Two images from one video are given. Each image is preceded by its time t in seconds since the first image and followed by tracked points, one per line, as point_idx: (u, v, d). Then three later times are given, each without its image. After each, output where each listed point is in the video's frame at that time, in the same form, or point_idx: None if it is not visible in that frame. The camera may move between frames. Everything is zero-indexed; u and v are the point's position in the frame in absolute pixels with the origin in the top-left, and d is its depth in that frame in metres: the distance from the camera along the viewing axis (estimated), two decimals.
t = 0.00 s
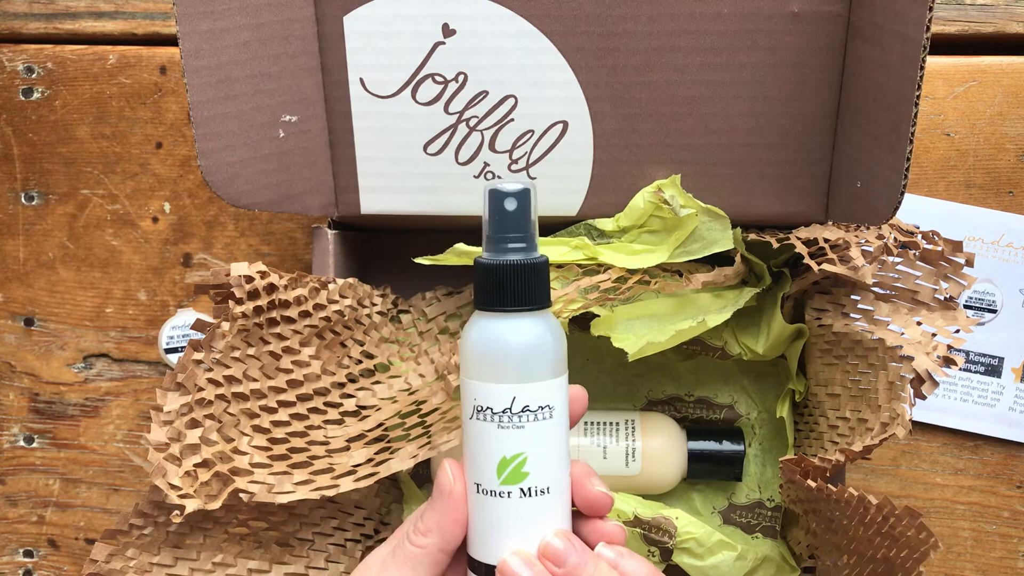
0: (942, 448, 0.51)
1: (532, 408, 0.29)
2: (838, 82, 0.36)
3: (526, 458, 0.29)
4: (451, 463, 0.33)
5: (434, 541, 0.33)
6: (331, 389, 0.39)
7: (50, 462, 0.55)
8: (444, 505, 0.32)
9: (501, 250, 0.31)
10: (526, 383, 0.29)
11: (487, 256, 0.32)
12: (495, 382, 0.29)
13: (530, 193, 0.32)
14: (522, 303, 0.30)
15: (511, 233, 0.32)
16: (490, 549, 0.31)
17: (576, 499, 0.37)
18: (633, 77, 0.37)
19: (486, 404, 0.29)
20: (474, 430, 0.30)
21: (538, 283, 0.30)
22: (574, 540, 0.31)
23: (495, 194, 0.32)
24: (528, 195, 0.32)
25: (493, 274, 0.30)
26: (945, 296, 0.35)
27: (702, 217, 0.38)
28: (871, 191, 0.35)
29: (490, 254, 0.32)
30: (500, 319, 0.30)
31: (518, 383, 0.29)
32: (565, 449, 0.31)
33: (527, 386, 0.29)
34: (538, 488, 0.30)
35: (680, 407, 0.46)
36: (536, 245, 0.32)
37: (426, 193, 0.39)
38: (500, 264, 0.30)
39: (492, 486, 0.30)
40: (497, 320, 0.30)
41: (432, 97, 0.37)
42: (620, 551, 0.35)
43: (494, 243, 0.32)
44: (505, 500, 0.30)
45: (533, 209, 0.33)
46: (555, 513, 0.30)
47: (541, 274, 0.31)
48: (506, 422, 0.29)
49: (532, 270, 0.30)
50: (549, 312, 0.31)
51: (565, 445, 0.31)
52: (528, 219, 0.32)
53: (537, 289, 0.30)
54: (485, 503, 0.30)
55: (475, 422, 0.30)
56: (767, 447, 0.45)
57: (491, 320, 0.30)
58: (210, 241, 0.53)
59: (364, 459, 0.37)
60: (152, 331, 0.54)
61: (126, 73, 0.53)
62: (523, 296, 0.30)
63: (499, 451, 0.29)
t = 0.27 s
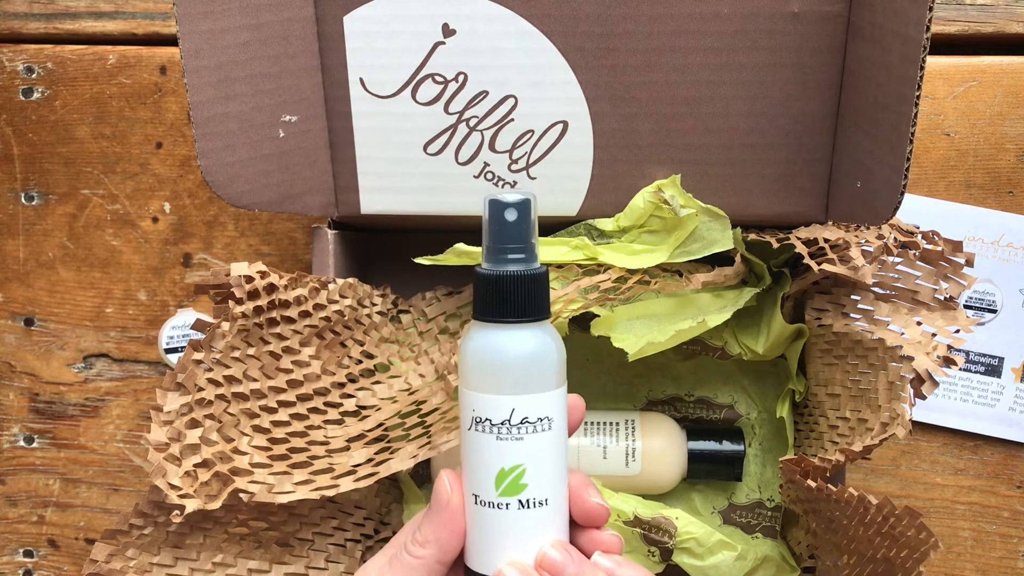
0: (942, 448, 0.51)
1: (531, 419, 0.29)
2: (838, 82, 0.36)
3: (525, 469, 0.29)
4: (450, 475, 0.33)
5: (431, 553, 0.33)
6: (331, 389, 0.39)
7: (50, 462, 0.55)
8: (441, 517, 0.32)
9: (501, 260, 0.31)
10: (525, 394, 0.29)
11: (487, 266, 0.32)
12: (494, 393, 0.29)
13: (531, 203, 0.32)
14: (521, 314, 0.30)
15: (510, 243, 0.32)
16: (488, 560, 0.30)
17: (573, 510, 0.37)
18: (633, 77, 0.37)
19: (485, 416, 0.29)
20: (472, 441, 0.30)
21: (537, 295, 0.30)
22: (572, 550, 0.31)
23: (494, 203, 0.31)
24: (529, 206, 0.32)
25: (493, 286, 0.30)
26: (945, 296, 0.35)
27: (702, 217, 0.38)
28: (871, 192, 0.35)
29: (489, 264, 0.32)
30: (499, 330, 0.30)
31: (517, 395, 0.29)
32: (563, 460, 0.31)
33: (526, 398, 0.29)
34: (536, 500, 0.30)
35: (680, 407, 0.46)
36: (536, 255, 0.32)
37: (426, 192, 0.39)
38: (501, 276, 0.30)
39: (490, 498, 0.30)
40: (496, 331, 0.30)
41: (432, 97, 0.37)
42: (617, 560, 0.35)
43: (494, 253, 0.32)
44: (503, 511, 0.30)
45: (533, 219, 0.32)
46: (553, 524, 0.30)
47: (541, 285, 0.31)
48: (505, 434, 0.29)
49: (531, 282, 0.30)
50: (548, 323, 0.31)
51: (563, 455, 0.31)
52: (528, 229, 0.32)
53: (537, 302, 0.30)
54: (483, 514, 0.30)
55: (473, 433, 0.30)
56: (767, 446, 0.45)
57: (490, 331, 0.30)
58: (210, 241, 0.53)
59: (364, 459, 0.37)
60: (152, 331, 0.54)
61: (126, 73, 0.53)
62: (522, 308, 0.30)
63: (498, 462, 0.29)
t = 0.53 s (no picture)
0: (942, 448, 0.51)
1: (533, 423, 0.29)
2: (838, 82, 0.36)
3: (527, 473, 0.29)
4: (450, 479, 0.33)
5: (432, 556, 0.33)
6: (331, 389, 0.39)
7: (50, 462, 0.55)
8: (443, 520, 0.32)
9: (504, 263, 0.31)
10: (528, 399, 0.29)
11: (490, 270, 0.32)
12: (497, 397, 0.29)
13: (534, 208, 0.32)
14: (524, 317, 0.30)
15: (513, 246, 0.32)
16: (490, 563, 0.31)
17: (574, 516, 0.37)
18: (633, 77, 0.37)
19: (487, 420, 0.29)
20: (475, 445, 0.30)
21: (541, 298, 0.30)
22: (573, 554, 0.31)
23: (499, 206, 0.32)
24: (532, 210, 0.32)
25: (497, 288, 0.30)
26: (945, 296, 0.35)
27: (702, 217, 0.38)
28: (872, 192, 0.35)
29: (492, 267, 0.32)
30: (502, 333, 0.30)
31: (520, 399, 0.29)
32: (565, 464, 0.31)
33: (528, 402, 0.29)
34: (538, 504, 0.30)
35: (680, 407, 0.46)
36: (539, 260, 0.32)
37: (426, 192, 0.39)
38: (504, 278, 0.30)
39: (492, 502, 0.30)
40: (499, 334, 0.30)
41: (432, 97, 0.37)
42: (618, 563, 0.35)
43: (497, 257, 0.32)
44: (505, 515, 0.30)
45: (536, 224, 0.33)
46: (555, 528, 0.30)
47: (543, 288, 0.31)
48: (507, 438, 0.29)
49: (535, 285, 0.30)
50: (551, 329, 0.31)
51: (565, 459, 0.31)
52: (531, 233, 0.32)
53: (540, 305, 0.30)
54: (485, 518, 0.30)
55: (475, 437, 0.30)
56: (767, 446, 0.45)
57: (493, 334, 0.30)
58: (210, 241, 0.53)
59: (364, 459, 0.37)
60: (152, 331, 0.54)
61: (126, 73, 0.53)
62: (526, 311, 0.30)
63: (500, 467, 0.29)
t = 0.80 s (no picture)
0: (942, 448, 0.51)
1: (531, 425, 0.29)
2: (838, 82, 0.36)
3: (524, 475, 0.29)
4: (447, 480, 0.33)
5: (430, 557, 0.33)
6: (331, 389, 0.39)
7: (50, 462, 0.55)
8: (441, 521, 0.32)
9: (501, 264, 0.31)
10: (525, 400, 0.29)
11: (487, 271, 0.32)
12: (494, 398, 0.29)
13: (531, 208, 0.32)
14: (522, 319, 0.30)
15: (510, 247, 0.32)
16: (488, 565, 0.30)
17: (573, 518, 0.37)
18: (633, 77, 0.37)
19: (485, 421, 0.29)
20: (472, 446, 0.30)
21: (538, 299, 0.30)
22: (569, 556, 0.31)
23: (496, 208, 0.32)
24: (529, 211, 0.32)
25: (494, 290, 0.30)
26: (945, 296, 0.35)
27: (702, 217, 0.38)
28: (871, 192, 0.35)
29: (489, 268, 0.32)
30: (500, 334, 0.30)
31: (517, 400, 0.29)
32: (562, 465, 0.31)
33: (526, 403, 0.29)
34: (535, 505, 0.30)
35: (680, 407, 0.46)
36: (536, 260, 0.32)
37: (426, 192, 0.39)
38: (501, 280, 0.30)
39: (489, 503, 0.30)
40: (497, 336, 0.30)
41: (432, 97, 0.37)
42: (616, 564, 0.34)
43: (495, 258, 0.32)
44: (502, 517, 0.30)
45: (533, 224, 0.32)
46: (552, 530, 0.30)
47: (541, 290, 0.31)
48: (504, 439, 0.29)
49: (532, 286, 0.30)
50: (548, 329, 0.31)
51: (563, 460, 0.31)
52: (528, 234, 0.32)
53: (537, 307, 0.30)
54: (482, 519, 0.30)
55: (473, 438, 0.30)
56: (767, 446, 0.45)
57: (491, 335, 0.30)
58: (210, 241, 0.53)
59: (364, 459, 0.37)
60: (152, 331, 0.54)
61: (126, 73, 0.53)
62: (523, 312, 0.30)
63: (497, 468, 0.29)
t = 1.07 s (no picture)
0: (942, 448, 0.51)
1: (530, 426, 0.29)
2: (838, 82, 0.36)
3: (523, 476, 0.29)
4: (446, 480, 0.33)
5: (430, 557, 0.33)
6: (331, 389, 0.39)
7: (50, 462, 0.55)
8: (440, 521, 0.32)
9: (501, 265, 0.31)
10: (524, 401, 0.29)
11: (487, 272, 0.32)
12: (493, 399, 0.29)
13: (530, 209, 0.32)
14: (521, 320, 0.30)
15: (510, 248, 0.32)
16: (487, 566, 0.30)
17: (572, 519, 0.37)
18: (633, 77, 0.37)
19: (484, 422, 0.29)
20: (472, 446, 0.30)
21: (537, 300, 0.30)
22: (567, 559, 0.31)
23: (496, 209, 0.32)
24: (529, 212, 0.32)
25: (494, 291, 0.30)
26: (945, 296, 0.35)
27: (702, 217, 0.38)
28: (872, 192, 0.35)
29: (489, 269, 0.32)
30: (499, 335, 0.30)
31: (517, 401, 0.29)
32: (562, 466, 0.31)
33: (525, 404, 0.29)
34: (534, 506, 0.30)
35: (680, 407, 0.46)
36: (536, 261, 0.32)
37: (426, 192, 0.39)
38: (501, 282, 0.30)
39: (488, 504, 0.30)
40: (496, 336, 0.30)
41: (432, 97, 0.37)
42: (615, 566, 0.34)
43: (494, 259, 0.32)
44: (501, 517, 0.30)
45: (533, 224, 0.32)
46: (551, 530, 0.30)
47: (540, 291, 0.31)
48: (504, 440, 0.29)
49: (532, 288, 0.30)
50: (548, 329, 0.31)
51: (562, 461, 0.31)
52: (528, 235, 0.32)
53: (537, 308, 0.30)
54: (481, 519, 0.30)
55: (472, 438, 0.30)
56: (767, 446, 0.45)
57: (490, 335, 0.30)
58: (210, 241, 0.53)
59: (364, 459, 0.37)
60: (152, 331, 0.54)
61: (126, 73, 0.53)
62: (523, 313, 0.30)
63: (497, 468, 0.29)
